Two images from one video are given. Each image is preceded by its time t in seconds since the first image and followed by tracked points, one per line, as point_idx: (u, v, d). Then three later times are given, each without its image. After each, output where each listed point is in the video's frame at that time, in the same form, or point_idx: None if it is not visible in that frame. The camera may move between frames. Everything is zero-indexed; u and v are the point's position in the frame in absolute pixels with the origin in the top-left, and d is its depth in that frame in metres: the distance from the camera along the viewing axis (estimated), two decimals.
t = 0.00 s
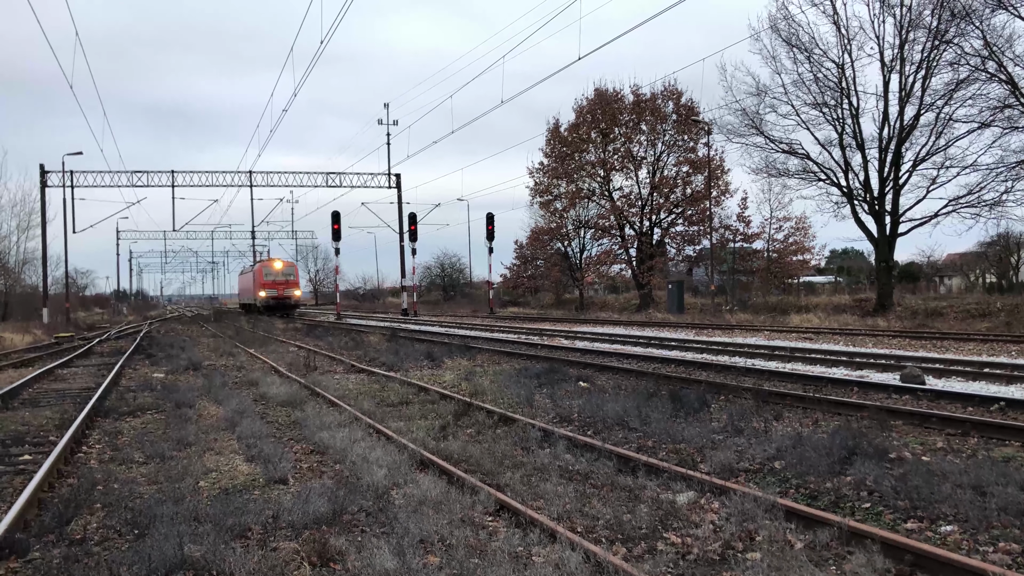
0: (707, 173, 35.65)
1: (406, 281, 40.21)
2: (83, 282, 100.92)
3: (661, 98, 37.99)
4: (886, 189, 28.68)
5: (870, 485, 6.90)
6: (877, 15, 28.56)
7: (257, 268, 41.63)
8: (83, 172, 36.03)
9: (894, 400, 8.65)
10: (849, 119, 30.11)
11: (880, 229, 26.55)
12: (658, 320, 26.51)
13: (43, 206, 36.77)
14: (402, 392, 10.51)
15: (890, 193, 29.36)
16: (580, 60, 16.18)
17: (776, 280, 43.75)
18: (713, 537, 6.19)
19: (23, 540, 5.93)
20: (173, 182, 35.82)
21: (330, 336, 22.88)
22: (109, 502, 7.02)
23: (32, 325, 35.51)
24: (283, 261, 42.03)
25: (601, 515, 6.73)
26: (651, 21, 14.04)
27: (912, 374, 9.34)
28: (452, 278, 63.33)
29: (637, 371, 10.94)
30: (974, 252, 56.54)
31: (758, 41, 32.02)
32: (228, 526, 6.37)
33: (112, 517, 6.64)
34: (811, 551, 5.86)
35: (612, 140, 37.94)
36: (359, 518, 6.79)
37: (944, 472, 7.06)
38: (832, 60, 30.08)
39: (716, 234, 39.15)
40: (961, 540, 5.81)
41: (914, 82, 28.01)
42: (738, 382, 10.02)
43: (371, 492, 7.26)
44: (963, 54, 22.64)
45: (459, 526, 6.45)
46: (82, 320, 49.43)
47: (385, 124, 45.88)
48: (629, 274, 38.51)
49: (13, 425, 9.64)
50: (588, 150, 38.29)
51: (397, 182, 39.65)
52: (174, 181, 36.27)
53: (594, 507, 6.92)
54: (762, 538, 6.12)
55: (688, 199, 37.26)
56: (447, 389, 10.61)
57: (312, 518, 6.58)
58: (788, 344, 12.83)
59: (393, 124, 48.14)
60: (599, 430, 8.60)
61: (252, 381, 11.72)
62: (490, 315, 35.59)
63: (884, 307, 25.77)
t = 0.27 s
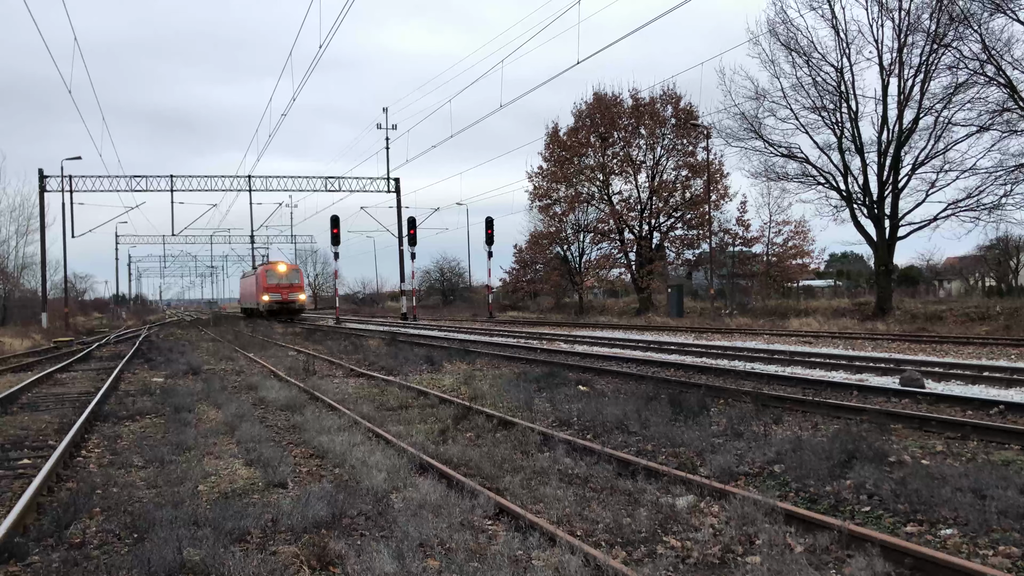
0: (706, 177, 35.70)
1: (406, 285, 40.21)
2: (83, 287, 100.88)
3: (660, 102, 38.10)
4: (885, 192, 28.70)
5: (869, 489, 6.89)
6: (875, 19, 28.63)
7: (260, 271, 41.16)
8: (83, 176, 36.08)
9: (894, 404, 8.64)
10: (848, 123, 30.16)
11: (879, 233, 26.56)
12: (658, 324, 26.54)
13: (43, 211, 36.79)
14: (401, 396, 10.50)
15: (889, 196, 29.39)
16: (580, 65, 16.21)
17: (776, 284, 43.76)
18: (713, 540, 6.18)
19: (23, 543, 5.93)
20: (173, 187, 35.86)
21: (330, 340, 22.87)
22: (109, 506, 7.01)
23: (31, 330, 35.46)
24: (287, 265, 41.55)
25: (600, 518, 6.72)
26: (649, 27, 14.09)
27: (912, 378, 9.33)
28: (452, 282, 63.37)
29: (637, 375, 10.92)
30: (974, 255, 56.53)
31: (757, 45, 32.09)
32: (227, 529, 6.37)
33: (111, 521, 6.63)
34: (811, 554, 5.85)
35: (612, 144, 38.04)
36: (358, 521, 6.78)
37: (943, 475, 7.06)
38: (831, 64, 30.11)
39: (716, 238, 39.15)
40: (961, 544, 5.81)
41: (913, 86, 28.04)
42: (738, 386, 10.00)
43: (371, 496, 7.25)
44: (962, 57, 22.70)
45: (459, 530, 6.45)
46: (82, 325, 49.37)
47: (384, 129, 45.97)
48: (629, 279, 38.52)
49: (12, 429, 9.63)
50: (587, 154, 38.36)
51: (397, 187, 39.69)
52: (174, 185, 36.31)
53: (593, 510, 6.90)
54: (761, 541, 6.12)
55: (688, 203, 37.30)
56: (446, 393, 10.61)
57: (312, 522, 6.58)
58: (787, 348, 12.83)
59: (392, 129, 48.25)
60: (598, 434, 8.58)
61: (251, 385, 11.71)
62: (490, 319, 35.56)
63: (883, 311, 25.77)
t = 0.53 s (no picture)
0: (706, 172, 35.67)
1: (407, 282, 40.16)
2: (83, 284, 100.85)
3: (660, 97, 38.02)
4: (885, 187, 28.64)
5: (869, 483, 6.90)
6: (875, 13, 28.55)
7: (265, 266, 40.00)
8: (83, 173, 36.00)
9: (894, 398, 8.64)
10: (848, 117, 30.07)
11: (880, 228, 26.53)
12: (658, 319, 26.55)
13: (42, 208, 36.73)
14: (402, 392, 10.50)
15: (888, 191, 29.32)
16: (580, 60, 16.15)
17: (775, 279, 43.75)
18: (713, 535, 6.19)
19: (24, 541, 5.93)
20: (172, 183, 35.77)
21: (330, 336, 22.90)
22: (109, 503, 7.02)
23: (31, 327, 35.43)
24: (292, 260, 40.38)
25: (601, 514, 6.73)
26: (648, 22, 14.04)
27: (912, 372, 9.33)
28: (452, 278, 63.37)
29: (637, 370, 10.92)
30: (974, 249, 56.46)
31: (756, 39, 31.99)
32: (228, 525, 6.38)
33: (112, 518, 6.64)
34: (811, 549, 5.86)
35: (611, 140, 37.97)
36: (359, 517, 6.79)
37: (944, 470, 7.07)
38: (830, 58, 30.02)
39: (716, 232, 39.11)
40: (961, 538, 5.82)
41: (913, 80, 27.96)
42: (737, 381, 9.99)
43: (371, 492, 7.26)
44: (962, 51, 22.64)
45: (460, 526, 6.46)
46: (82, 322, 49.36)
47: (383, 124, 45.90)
48: (629, 274, 38.51)
49: (12, 426, 9.62)
50: (587, 149, 38.28)
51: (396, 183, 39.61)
52: (173, 182, 36.20)
53: (594, 506, 6.92)
54: (762, 536, 6.13)
55: (687, 198, 37.27)
56: (447, 389, 10.61)
57: (312, 518, 6.59)
58: (787, 342, 12.82)
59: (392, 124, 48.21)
60: (599, 429, 8.57)
61: (252, 382, 11.71)
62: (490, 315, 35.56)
63: (883, 305, 25.77)
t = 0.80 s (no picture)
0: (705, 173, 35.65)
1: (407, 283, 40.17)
2: (83, 285, 100.77)
3: (659, 98, 38.01)
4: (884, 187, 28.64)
5: (869, 484, 6.91)
6: (874, 14, 28.54)
7: (270, 266, 38.23)
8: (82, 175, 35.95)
9: (894, 399, 8.64)
10: (847, 118, 30.06)
11: (880, 228, 26.53)
12: (658, 320, 26.54)
13: (42, 210, 36.70)
14: (402, 393, 10.49)
15: (887, 191, 29.32)
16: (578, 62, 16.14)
17: (775, 279, 43.76)
18: (713, 536, 6.20)
19: (24, 543, 5.94)
20: (171, 185, 35.69)
21: (330, 337, 22.92)
22: (109, 505, 7.03)
23: (31, 329, 35.42)
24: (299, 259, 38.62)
25: (601, 515, 6.74)
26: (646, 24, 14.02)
27: (913, 372, 9.32)
28: (452, 279, 63.38)
29: (637, 371, 10.91)
30: (973, 249, 56.42)
31: (755, 40, 31.98)
32: (228, 527, 6.38)
33: (112, 520, 6.64)
34: (811, 550, 5.87)
35: (611, 141, 37.92)
36: (359, 519, 6.79)
37: (943, 470, 7.07)
38: (829, 59, 30.00)
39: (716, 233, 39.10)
40: (961, 538, 5.83)
41: (912, 81, 27.95)
42: (737, 382, 9.99)
43: (371, 493, 7.27)
44: (960, 52, 22.63)
45: (460, 527, 6.47)
46: (82, 324, 49.31)
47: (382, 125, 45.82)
48: (628, 275, 38.52)
49: (13, 428, 9.63)
50: (586, 150, 38.28)
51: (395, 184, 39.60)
52: (172, 184, 36.07)
53: (594, 507, 6.92)
54: (761, 537, 6.14)
55: (687, 199, 37.26)
56: (447, 390, 10.61)
57: (313, 520, 6.60)
58: (787, 343, 12.81)
59: (391, 126, 48.27)
60: (598, 430, 8.57)
61: (252, 383, 11.70)
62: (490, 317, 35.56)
63: (883, 306, 25.79)
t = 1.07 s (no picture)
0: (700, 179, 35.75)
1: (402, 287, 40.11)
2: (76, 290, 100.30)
3: (653, 104, 38.16)
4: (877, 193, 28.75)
5: (862, 489, 6.92)
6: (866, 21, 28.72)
7: (269, 269, 36.25)
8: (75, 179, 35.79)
9: (887, 404, 8.66)
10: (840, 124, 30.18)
11: (873, 233, 26.63)
12: (653, 325, 26.55)
13: (35, 215, 36.51)
14: (396, 399, 10.47)
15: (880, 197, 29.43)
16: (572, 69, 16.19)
17: (769, 285, 43.89)
18: (707, 542, 6.20)
19: (15, 550, 5.90)
20: (165, 190, 35.52)
21: (325, 342, 22.89)
22: (101, 511, 6.99)
23: (24, 334, 35.19)
24: (299, 262, 36.70)
25: (595, 520, 6.73)
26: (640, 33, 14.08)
27: (906, 377, 9.35)
28: (447, 284, 63.38)
29: (632, 376, 10.92)
30: (965, 254, 56.71)
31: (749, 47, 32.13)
32: (221, 534, 6.36)
33: (104, 527, 6.61)
34: (804, 555, 5.87)
35: (606, 146, 38.02)
36: (353, 525, 6.78)
37: (936, 475, 7.10)
38: (822, 66, 30.13)
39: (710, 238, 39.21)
40: (953, 543, 5.85)
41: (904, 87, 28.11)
42: (731, 387, 10.00)
43: (365, 500, 7.25)
44: (952, 59, 22.78)
45: (454, 533, 6.45)
46: (75, 329, 49.02)
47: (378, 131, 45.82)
48: (623, 280, 38.57)
49: (4, 435, 9.56)
50: (581, 156, 38.36)
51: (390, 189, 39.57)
52: (166, 189, 35.84)
53: (588, 512, 6.92)
54: (755, 542, 6.14)
55: (681, 204, 37.35)
56: (441, 396, 10.59)
57: (306, 526, 6.58)
58: (781, 348, 12.83)
59: (386, 131, 48.34)
60: (593, 436, 8.56)
61: (245, 390, 11.65)
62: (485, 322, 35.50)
63: (876, 311, 25.86)
